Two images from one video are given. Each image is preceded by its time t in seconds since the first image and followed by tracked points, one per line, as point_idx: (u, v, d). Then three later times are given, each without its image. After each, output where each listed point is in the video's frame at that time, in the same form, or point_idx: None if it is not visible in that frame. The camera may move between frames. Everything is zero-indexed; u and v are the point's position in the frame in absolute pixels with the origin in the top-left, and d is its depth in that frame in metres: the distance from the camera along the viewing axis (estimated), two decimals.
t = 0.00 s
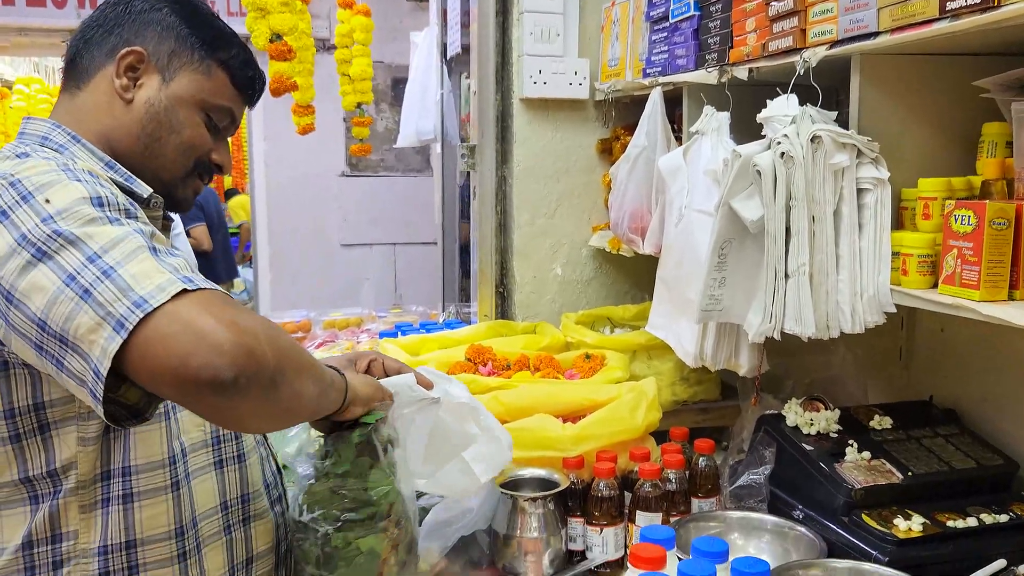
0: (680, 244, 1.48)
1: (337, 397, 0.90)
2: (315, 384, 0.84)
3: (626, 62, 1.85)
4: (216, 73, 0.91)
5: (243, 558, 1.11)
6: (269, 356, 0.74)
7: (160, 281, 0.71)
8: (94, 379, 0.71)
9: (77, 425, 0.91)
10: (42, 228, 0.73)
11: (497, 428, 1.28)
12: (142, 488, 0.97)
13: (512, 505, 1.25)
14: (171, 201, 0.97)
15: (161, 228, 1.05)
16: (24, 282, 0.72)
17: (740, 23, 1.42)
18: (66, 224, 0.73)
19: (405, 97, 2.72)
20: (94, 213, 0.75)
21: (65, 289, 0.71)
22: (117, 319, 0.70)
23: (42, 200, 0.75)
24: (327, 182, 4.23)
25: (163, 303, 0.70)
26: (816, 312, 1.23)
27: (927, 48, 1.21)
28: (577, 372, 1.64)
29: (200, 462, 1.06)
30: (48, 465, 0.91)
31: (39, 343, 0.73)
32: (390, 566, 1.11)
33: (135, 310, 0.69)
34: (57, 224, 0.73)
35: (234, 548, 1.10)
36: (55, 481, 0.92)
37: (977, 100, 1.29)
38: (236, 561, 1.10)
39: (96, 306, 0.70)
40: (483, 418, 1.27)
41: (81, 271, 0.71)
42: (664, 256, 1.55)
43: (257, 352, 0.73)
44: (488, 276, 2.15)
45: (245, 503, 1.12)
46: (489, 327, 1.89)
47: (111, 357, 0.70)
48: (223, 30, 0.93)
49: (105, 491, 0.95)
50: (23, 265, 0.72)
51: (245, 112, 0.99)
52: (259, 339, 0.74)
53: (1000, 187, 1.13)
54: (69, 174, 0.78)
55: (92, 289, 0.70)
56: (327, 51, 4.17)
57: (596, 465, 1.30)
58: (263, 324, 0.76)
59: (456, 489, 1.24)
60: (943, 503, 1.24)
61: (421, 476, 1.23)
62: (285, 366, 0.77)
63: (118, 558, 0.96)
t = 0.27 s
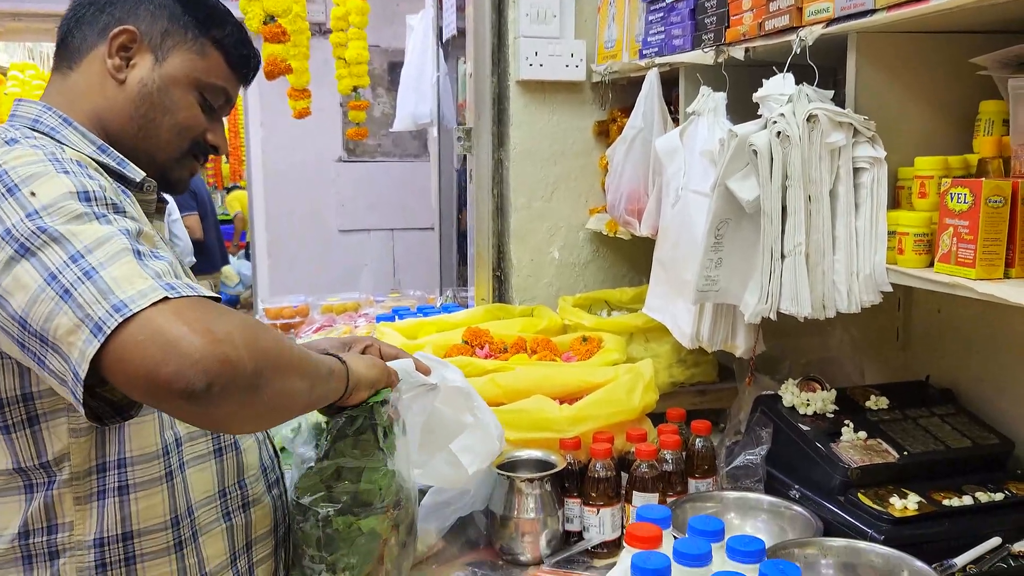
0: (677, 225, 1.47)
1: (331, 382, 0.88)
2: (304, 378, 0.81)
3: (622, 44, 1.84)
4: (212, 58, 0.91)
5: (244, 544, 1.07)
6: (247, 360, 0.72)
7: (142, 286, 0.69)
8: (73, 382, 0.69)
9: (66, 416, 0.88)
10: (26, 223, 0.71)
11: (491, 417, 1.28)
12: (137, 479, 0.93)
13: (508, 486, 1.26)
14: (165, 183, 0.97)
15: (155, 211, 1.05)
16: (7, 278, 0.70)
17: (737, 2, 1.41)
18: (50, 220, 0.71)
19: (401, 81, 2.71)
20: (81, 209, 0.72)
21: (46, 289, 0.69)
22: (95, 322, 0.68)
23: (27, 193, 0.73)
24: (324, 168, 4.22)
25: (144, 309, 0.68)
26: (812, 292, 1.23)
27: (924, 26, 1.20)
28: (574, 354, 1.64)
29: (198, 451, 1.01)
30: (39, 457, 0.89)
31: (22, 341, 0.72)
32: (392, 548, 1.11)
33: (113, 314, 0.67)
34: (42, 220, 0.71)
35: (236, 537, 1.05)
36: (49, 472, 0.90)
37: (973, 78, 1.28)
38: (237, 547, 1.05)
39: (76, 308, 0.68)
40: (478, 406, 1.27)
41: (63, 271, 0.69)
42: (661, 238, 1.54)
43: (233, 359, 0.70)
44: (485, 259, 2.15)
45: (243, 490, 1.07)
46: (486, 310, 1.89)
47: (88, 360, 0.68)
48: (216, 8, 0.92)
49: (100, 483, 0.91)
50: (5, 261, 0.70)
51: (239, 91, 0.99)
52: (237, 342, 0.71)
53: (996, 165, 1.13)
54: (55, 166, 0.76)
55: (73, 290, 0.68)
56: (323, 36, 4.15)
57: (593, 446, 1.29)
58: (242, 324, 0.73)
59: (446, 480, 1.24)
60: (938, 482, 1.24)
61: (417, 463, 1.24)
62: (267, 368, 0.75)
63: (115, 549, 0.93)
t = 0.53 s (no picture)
0: (666, 216, 1.47)
1: (314, 364, 0.83)
2: (281, 373, 0.76)
3: (611, 34, 1.83)
4: (191, 39, 0.90)
5: (234, 538, 1.05)
6: (206, 372, 0.68)
7: (101, 299, 0.65)
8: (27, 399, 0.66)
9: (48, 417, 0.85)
10: None
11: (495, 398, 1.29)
12: (124, 479, 0.90)
13: (497, 477, 1.26)
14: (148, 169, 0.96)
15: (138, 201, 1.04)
16: None
17: None
18: (11, 225, 0.67)
19: (390, 71, 2.69)
20: (44, 212, 0.68)
21: (5, 300, 0.66)
22: (53, 338, 0.64)
23: None
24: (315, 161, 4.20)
25: (103, 325, 0.64)
26: (800, 281, 1.23)
27: (911, 15, 1.20)
28: (563, 345, 1.64)
29: (184, 447, 0.99)
30: (22, 457, 0.86)
31: None
32: (383, 541, 1.11)
33: (71, 331, 0.64)
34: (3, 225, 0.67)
35: (226, 531, 1.04)
36: (32, 472, 0.87)
37: (959, 65, 1.28)
38: (228, 542, 1.04)
39: (33, 322, 0.65)
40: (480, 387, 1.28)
41: (22, 282, 0.65)
42: (650, 228, 1.54)
43: (190, 374, 0.66)
44: (475, 250, 2.14)
45: (228, 484, 1.05)
46: (476, 301, 1.89)
47: (43, 378, 0.64)
48: None
49: (86, 483, 0.89)
50: None
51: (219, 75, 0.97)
52: (195, 353, 0.67)
53: (983, 153, 1.13)
54: (23, 166, 0.72)
55: (31, 303, 0.65)
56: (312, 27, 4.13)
57: (582, 437, 1.29)
58: (202, 332, 0.68)
59: (453, 461, 1.24)
60: (925, 470, 1.25)
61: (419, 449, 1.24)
62: (232, 376, 0.70)
63: (101, 548, 0.90)
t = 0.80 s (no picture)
0: (659, 212, 1.47)
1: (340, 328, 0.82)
2: (306, 351, 0.76)
3: (604, 29, 1.83)
4: (174, 26, 0.88)
5: (231, 537, 1.05)
6: (229, 375, 0.68)
7: (115, 314, 0.65)
8: (41, 414, 0.66)
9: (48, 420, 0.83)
10: None
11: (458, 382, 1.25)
12: (120, 482, 0.89)
13: (492, 474, 1.25)
14: (138, 162, 0.96)
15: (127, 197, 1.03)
16: None
17: None
18: (16, 238, 0.66)
19: (383, 68, 2.68)
20: (47, 222, 0.67)
21: (15, 315, 0.65)
22: (70, 355, 0.64)
23: None
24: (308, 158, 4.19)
25: (120, 340, 0.64)
26: (794, 276, 1.23)
27: (904, 9, 1.20)
28: (557, 342, 1.64)
29: (181, 448, 0.98)
30: (20, 461, 0.84)
31: None
32: (361, 528, 1.11)
33: (89, 348, 0.64)
34: (6, 237, 0.66)
35: (221, 531, 1.03)
36: (30, 475, 0.85)
37: (951, 60, 1.28)
38: (225, 541, 1.04)
39: (48, 338, 0.64)
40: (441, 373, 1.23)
41: (32, 297, 0.64)
42: (643, 224, 1.54)
43: (214, 381, 0.67)
44: (468, 247, 2.14)
45: (223, 483, 1.05)
46: (470, 298, 1.88)
47: (59, 395, 0.64)
48: None
49: (83, 486, 0.87)
50: None
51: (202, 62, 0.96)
52: (214, 359, 0.67)
53: (976, 148, 1.13)
54: (17, 171, 0.70)
55: (43, 319, 0.64)
56: (304, 23, 4.11)
57: (576, 432, 1.29)
58: (217, 335, 0.68)
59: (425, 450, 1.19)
60: (919, 464, 1.25)
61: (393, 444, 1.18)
62: (256, 373, 0.70)
63: (97, 551, 0.89)
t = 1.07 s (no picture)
0: (654, 210, 1.46)
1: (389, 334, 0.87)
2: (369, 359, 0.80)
3: (597, 28, 1.82)
4: (165, 23, 0.88)
5: (235, 535, 1.05)
6: (315, 388, 0.72)
7: (204, 332, 0.68)
8: (122, 426, 0.67)
9: (76, 420, 0.83)
10: (67, 257, 0.67)
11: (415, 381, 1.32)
12: (135, 484, 0.89)
13: (486, 474, 1.25)
14: (135, 162, 0.95)
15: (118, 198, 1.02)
16: (48, 315, 0.66)
17: None
18: (96, 255, 0.68)
19: (375, 67, 2.67)
20: (119, 240, 0.69)
21: (98, 330, 0.66)
22: (162, 370, 0.67)
23: (55, 221, 0.68)
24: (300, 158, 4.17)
25: (210, 356, 0.68)
26: (788, 274, 1.22)
27: (897, 7, 1.20)
28: (552, 341, 1.64)
29: (191, 449, 0.99)
30: (44, 461, 0.83)
31: (56, 378, 0.67)
32: (366, 538, 1.10)
33: (182, 363, 0.67)
34: (82, 254, 0.67)
35: (225, 528, 1.03)
36: (51, 476, 0.84)
37: (944, 57, 1.28)
38: (229, 539, 1.03)
39: (137, 354, 0.66)
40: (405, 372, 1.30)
41: (117, 313, 0.66)
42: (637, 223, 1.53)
43: (304, 394, 0.70)
44: (462, 246, 2.13)
45: (226, 481, 1.06)
46: (464, 297, 1.87)
47: (149, 408, 0.66)
48: None
49: (99, 488, 0.87)
50: (45, 295, 0.66)
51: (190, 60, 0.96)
52: (301, 373, 0.71)
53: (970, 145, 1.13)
54: (73, 184, 0.71)
55: (132, 335, 0.66)
56: (296, 22, 4.09)
57: (572, 432, 1.28)
58: (302, 351, 0.72)
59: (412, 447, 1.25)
60: (914, 462, 1.25)
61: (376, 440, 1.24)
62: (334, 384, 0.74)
63: (113, 553, 0.88)
